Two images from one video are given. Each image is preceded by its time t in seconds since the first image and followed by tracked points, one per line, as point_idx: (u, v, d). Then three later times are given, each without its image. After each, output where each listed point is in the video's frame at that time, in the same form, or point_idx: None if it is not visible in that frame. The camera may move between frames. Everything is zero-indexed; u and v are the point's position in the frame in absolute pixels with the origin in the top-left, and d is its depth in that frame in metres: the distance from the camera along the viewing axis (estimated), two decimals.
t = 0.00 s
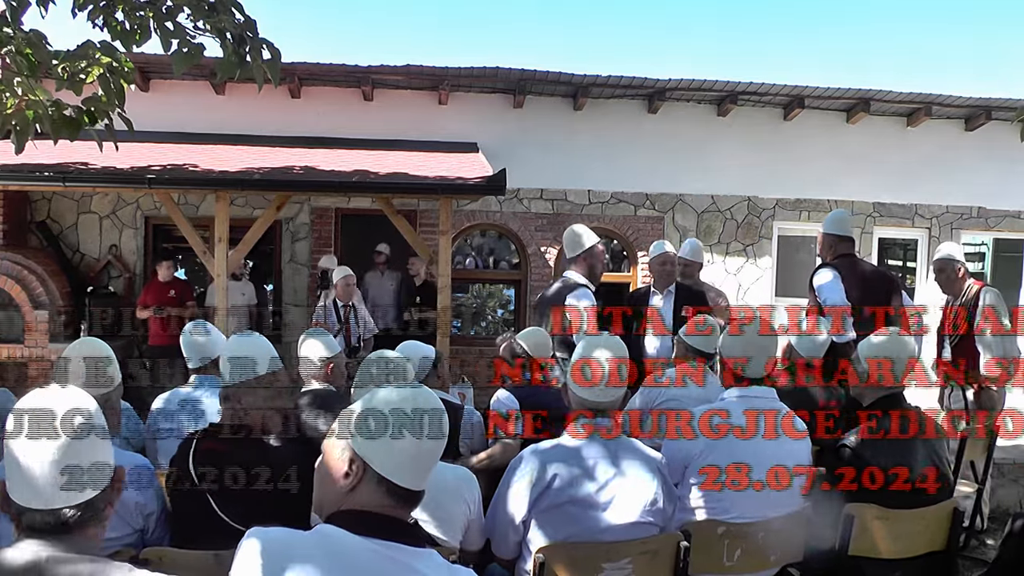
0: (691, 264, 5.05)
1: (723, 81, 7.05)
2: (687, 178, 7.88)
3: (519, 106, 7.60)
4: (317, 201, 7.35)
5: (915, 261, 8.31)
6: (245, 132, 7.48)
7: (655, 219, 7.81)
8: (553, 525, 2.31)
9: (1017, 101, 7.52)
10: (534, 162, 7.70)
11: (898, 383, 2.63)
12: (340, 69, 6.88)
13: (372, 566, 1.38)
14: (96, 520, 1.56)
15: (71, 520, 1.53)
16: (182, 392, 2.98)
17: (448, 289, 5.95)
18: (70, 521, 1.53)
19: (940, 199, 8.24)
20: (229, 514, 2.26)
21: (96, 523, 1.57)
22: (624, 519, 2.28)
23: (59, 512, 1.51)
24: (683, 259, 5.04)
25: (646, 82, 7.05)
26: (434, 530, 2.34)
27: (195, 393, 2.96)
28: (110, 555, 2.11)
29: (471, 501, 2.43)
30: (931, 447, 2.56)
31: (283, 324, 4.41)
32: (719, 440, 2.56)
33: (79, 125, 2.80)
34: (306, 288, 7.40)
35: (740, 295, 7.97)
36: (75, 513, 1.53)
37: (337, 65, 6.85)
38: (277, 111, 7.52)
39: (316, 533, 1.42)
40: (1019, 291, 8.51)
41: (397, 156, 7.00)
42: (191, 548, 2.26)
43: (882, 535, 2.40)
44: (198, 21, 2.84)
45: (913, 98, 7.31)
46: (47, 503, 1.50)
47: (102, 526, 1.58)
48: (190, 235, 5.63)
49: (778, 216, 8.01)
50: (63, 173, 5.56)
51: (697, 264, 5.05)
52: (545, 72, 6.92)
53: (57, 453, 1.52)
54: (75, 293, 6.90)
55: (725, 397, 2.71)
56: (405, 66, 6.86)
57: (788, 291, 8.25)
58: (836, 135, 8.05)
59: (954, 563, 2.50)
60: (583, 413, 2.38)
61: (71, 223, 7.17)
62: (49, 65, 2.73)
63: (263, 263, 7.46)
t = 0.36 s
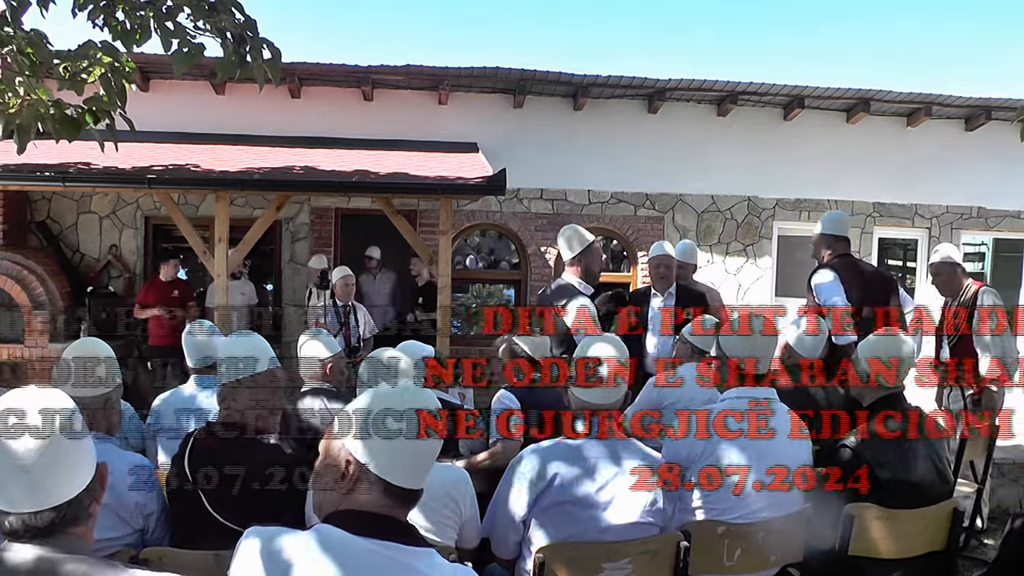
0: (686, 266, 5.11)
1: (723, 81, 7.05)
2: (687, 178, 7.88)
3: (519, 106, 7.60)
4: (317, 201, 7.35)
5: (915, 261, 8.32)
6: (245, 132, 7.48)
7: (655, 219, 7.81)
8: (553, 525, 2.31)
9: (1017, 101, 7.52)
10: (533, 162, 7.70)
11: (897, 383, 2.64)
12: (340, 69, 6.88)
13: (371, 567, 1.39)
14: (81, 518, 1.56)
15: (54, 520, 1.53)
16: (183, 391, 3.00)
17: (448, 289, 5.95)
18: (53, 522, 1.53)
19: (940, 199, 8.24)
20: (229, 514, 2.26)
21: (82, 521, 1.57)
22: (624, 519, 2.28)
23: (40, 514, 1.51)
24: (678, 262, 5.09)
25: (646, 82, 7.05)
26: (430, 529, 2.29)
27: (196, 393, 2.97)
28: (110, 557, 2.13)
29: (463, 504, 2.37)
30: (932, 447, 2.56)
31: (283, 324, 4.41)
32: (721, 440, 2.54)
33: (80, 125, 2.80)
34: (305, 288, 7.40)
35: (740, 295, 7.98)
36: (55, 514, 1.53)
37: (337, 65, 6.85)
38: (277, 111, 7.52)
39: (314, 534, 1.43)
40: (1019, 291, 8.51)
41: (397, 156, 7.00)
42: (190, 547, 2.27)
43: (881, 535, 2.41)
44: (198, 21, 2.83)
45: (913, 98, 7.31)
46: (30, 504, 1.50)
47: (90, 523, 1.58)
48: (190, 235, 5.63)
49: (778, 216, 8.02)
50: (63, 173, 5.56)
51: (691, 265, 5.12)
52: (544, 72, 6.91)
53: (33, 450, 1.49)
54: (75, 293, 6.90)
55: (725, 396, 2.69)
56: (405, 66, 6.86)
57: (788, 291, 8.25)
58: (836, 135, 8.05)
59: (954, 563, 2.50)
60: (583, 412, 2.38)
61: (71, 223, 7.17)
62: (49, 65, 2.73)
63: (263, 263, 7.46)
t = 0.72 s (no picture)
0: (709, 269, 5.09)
1: (723, 81, 7.05)
2: (687, 178, 7.88)
3: (519, 106, 7.60)
4: (317, 201, 7.34)
5: (915, 261, 8.31)
6: (244, 132, 7.48)
7: (655, 220, 7.82)
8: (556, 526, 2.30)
9: (1017, 101, 7.52)
10: (533, 162, 7.70)
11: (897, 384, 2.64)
12: (340, 69, 6.88)
13: (367, 566, 1.38)
14: (61, 515, 1.56)
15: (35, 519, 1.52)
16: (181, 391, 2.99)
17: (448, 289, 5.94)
18: (35, 521, 1.52)
19: (940, 199, 8.24)
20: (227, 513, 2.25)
21: (63, 518, 1.57)
22: (625, 519, 2.28)
23: (21, 514, 1.50)
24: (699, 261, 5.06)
25: (646, 82, 7.05)
26: (424, 530, 2.27)
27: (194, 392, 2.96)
28: (109, 557, 2.12)
29: (466, 509, 2.35)
30: (932, 448, 2.56)
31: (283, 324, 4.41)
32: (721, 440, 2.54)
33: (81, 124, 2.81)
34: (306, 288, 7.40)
35: (740, 295, 7.97)
36: (37, 512, 1.52)
37: (337, 65, 6.85)
38: (277, 111, 7.52)
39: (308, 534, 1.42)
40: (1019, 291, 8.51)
41: (397, 155, 7.00)
42: (190, 547, 2.26)
43: (882, 535, 2.40)
44: (199, 20, 2.83)
45: (913, 98, 7.31)
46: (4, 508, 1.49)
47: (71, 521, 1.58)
48: (190, 235, 5.63)
49: (778, 216, 8.02)
50: (63, 173, 5.56)
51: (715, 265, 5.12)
52: (545, 72, 6.91)
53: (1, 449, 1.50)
54: (75, 294, 6.89)
55: (724, 395, 2.66)
56: (405, 66, 6.86)
57: (789, 290, 8.25)
58: (836, 135, 8.05)
59: (954, 562, 2.50)
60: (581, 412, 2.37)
61: (71, 223, 7.17)
62: (50, 65, 2.73)
63: (263, 263, 7.46)
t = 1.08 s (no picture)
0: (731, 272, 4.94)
1: (724, 81, 7.04)
2: (687, 178, 7.88)
3: (519, 106, 7.60)
4: (317, 201, 7.35)
5: (915, 261, 8.31)
6: (245, 132, 7.48)
7: (655, 220, 7.81)
8: (555, 526, 2.30)
9: (1017, 101, 7.52)
10: (533, 162, 7.70)
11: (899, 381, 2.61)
12: (341, 69, 6.88)
13: (361, 567, 1.38)
14: (49, 516, 1.60)
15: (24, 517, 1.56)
16: (183, 391, 2.99)
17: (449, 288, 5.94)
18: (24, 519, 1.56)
19: (941, 199, 8.24)
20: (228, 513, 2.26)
21: (50, 518, 1.60)
22: (625, 518, 2.28)
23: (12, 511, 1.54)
24: (724, 265, 5.00)
25: (647, 82, 7.05)
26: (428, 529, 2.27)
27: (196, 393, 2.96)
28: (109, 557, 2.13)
29: (468, 509, 2.35)
30: (932, 448, 2.56)
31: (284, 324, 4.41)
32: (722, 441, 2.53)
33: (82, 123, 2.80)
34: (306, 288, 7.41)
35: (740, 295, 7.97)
36: (25, 513, 1.56)
37: (338, 65, 6.85)
38: (277, 110, 7.52)
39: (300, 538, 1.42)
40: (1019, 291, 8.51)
41: (397, 156, 7.01)
42: (192, 546, 2.26)
43: (883, 535, 2.40)
44: (199, 19, 2.83)
45: (914, 98, 7.31)
46: None
47: (59, 522, 1.62)
48: (190, 235, 5.63)
49: (779, 216, 8.02)
50: (64, 173, 5.56)
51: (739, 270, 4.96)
52: (545, 72, 6.91)
53: None
54: (76, 294, 6.89)
55: (718, 400, 2.61)
56: (405, 66, 6.86)
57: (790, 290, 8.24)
58: (837, 135, 8.04)
59: (954, 563, 2.50)
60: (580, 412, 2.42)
61: (72, 223, 7.17)
62: (50, 64, 2.73)
63: (264, 263, 7.46)
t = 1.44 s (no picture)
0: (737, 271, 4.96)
1: (724, 81, 7.05)
2: (687, 178, 7.88)
3: (519, 106, 7.60)
4: (317, 201, 7.36)
5: (915, 261, 8.31)
6: (245, 132, 7.48)
7: (655, 220, 7.81)
8: (554, 526, 2.31)
9: (1017, 101, 7.52)
10: (533, 162, 7.70)
11: (903, 382, 2.65)
12: (341, 69, 6.88)
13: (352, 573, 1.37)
14: (49, 516, 1.57)
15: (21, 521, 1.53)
16: (185, 391, 3.00)
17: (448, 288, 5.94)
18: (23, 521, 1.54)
19: (940, 199, 8.24)
20: (227, 514, 2.26)
21: (50, 520, 1.57)
22: (625, 518, 2.27)
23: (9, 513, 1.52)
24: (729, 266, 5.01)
25: (647, 82, 7.05)
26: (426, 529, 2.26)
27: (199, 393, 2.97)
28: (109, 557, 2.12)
29: (467, 509, 2.37)
30: (931, 446, 2.55)
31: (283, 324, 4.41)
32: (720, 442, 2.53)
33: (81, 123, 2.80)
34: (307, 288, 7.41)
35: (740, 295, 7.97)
36: (23, 515, 1.53)
37: (338, 65, 6.85)
38: (277, 110, 7.52)
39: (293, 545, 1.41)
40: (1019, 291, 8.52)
41: (397, 156, 7.01)
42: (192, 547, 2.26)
43: (883, 535, 2.40)
44: (200, 19, 2.82)
45: (914, 98, 7.31)
46: None
47: (57, 522, 1.59)
48: (190, 235, 5.63)
49: (779, 216, 8.02)
50: (64, 173, 5.56)
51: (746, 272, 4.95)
52: (545, 72, 6.92)
53: None
54: (76, 294, 6.90)
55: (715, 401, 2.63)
56: (405, 66, 6.86)
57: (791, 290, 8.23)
58: (836, 135, 8.05)
59: (954, 563, 2.51)
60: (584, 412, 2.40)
61: (72, 223, 7.17)
62: (50, 64, 2.73)
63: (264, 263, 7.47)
